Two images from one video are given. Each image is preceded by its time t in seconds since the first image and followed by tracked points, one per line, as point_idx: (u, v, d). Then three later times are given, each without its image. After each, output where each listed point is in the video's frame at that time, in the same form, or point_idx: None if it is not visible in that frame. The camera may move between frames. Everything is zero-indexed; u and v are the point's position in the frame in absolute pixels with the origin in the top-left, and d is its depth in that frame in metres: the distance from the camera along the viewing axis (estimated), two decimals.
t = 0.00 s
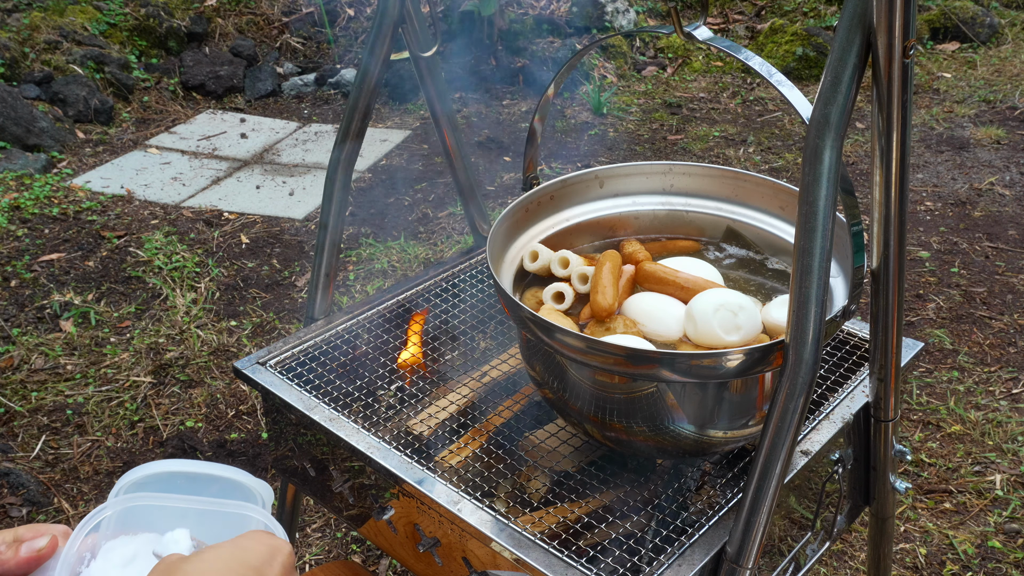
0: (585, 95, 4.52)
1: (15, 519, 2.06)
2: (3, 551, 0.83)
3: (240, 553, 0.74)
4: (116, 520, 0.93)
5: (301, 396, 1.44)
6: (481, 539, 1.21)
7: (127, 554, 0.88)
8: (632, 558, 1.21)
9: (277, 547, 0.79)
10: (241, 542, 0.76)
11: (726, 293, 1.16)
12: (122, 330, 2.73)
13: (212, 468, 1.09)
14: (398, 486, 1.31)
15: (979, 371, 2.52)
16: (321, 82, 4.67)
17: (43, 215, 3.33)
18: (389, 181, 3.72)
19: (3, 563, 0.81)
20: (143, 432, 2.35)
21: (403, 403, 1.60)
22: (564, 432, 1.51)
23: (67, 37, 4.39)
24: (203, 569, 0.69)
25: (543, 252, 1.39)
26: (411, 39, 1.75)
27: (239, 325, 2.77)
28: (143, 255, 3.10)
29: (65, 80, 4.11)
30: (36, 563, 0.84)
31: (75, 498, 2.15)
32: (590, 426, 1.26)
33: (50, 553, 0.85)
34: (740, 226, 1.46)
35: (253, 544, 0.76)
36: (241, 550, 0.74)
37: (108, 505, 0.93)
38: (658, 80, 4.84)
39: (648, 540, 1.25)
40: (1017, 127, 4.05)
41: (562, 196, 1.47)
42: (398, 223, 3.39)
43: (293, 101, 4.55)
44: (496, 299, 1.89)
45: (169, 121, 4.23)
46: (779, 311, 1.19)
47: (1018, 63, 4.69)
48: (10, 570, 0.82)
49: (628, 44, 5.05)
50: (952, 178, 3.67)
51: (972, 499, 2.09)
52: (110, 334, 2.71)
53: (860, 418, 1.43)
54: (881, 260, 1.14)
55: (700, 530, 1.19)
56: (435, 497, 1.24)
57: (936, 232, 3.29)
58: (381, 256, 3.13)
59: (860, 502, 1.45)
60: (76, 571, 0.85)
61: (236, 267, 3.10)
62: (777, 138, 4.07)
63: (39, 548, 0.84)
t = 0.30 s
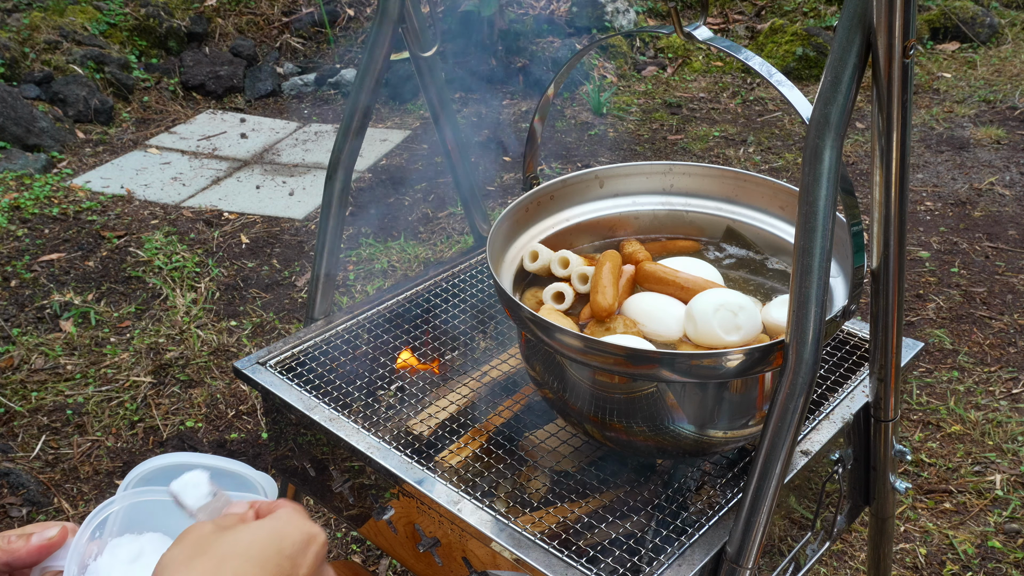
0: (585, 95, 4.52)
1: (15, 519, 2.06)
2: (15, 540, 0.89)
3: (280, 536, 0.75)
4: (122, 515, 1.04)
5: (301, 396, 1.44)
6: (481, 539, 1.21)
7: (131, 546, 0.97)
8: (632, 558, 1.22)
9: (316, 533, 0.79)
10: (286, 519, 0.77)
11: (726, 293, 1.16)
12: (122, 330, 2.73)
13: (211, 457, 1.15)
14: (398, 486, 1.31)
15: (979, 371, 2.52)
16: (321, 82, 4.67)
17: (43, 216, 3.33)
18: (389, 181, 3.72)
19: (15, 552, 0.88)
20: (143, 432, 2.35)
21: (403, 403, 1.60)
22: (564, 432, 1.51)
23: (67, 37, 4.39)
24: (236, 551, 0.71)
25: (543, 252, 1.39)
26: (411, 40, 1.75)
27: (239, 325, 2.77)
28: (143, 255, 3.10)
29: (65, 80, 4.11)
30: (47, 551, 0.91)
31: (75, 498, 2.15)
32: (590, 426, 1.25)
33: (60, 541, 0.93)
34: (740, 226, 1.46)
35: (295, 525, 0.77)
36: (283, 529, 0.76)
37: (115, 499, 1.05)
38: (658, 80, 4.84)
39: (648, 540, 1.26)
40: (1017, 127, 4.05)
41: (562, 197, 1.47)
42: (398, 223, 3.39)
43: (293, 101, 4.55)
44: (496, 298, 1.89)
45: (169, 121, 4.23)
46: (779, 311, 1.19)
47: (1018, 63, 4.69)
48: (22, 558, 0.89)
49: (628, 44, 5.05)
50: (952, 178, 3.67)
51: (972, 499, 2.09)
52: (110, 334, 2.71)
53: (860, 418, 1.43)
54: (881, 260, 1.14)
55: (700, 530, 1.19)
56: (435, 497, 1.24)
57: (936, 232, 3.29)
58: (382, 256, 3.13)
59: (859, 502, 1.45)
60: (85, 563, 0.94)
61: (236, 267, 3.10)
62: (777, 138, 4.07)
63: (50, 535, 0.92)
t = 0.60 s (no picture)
0: (585, 95, 4.52)
1: (15, 519, 2.06)
2: (15, 530, 1.01)
3: (382, 350, 0.72)
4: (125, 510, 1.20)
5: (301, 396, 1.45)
6: (481, 539, 1.21)
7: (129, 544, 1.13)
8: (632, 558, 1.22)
9: (424, 352, 0.74)
10: (398, 329, 0.74)
11: (726, 293, 1.16)
12: (122, 330, 2.73)
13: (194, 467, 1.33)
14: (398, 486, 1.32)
15: (979, 371, 2.52)
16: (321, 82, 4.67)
17: (43, 216, 3.33)
18: (389, 181, 3.72)
19: (14, 540, 1.00)
20: (143, 432, 2.35)
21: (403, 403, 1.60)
22: (565, 432, 1.51)
23: (67, 37, 4.39)
24: (336, 350, 0.71)
25: (543, 252, 1.39)
26: (410, 39, 1.75)
27: (239, 325, 2.77)
28: (143, 255, 3.10)
29: (65, 80, 4.11)
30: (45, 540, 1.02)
31: (75, 498, 2.15)
32: (591, 426, 1.25)
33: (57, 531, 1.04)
34: (740, 226, 1.46)
35: (406, 338, 0.73)
36: (390, 338, 0.73)
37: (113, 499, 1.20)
38: (658, 80, 4.84)
39: (648, 540, 1.26)
40: (1017, 127, 4.05)
41: (563, 197, 1.47)
42: (398, 223, 3.39)
43: (293, 101, 4.55)
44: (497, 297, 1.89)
45: (169, 121, 4.23)
46: (779, 311, 1.19)
47: (1018, 63, 4.69)
48: (21, 546, 1.00)
49: (628, 44, 5.05)
50: (952, 178, 3.67)
51: (972, 500, 2.09)
52: (110, 334, 2.71)
53: (860, 418, 1.43)
54: (881, 260, 1.13)
55: (700, 530, 1.19)
56: (435, 497, 1.26)
57: (936, 232, 3.29)
58: (381, 256, 3.13)
59: (860, 502, 1.45)
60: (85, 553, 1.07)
61: (236, 267, 3.10)
62: (777, 138, 4.07)
63: (47, 527, 1.03)
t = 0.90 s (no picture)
0: (585, 95, 4.52)
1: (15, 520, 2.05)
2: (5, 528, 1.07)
3: (596, 181, 0.79)
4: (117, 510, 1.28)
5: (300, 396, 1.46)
6: (481, 539, 1.21)
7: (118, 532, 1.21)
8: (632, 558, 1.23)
9: (633, 192, 0.80)
10: (607, 174, 0.80)
11: (726, 293, 1.16)
12: (122, 330, 2.73)
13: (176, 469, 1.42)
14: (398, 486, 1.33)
15: (979, 371, 2.52)
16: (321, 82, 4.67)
17: (43, 215, 3.33)
18: (388, 181, 3.73)
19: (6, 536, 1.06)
20: (143, 432, 2.35)
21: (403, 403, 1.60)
22: (564, 432, 1.51)
23: (67, 37, 4.40)
24: (551, 178, 0.79)
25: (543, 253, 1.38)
26: (410, 39, 1.76)
27: (239, 325, 2.77)
28: (143, 255, 3.10)
29: (65, 80, 4.11)
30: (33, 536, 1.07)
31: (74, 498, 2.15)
32: (591, 426, 1.26)
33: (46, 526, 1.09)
34: (740, 226, 1.46)
35: (613, 180, 0.80)
36: (598, 175, 0.80)
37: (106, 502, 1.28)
38: (658, 80, 4.84)
39: (647, 540, 1.26)
40: (1017, 127, 4.05)
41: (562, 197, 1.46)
42: (398, 223, 3.39)
43: (293, 101, 4.55)
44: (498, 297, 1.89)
45: (169, 121, 4.23)
46: (779, 311, 1.19)
47: (1018, 63, 4.69)
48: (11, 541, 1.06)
49: (628, 44, 5.06)
50: (952, 178, 3.67)
51: (972, 500, 2.09)
52: (110, 334, 2.71)
53: (860, 418, 1.44)
54: (881, 260, 1.13)
55: (700, 530, 1.19)
56: (435, 497, 1.26)
57: (936, 232, 3.29)
58: (381, 256, 3.13)
59: (860, 501, 1.45)
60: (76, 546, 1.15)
61: (237, 267, 3.10)
62: (777, 138, 4.07)
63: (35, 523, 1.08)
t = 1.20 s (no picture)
0: (585, 95, 4.52)
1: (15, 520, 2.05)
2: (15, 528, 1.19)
3: (610, 151, 0.91)
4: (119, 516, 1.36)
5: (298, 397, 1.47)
6: (480, 539, 1.21)
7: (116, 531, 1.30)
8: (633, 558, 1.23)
9: (643, 154, 0.91)
10: (620, 143, 0.92)
11: (726, 293, 1.16)
12: (122, 330, 2.73)
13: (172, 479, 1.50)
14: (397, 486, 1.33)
15: (979, 371, 2.52)
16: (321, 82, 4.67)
17: (43, 216, 3.33)
18: (388, 181, 3.73)
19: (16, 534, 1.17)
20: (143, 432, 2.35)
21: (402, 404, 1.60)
22: (564, 432, 1.51)
23: (67, 37, 4.40)
24: (571, 156, 0.91)
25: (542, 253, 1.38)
26: (410, 39, 1.76)
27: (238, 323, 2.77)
28: (143, 255, 3.10)
29: (65, 80, 4.11)
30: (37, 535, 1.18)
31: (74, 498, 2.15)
32: (591, 426, 1.26)
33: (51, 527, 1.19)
34: (739, 226, 1.46)
35: (628, 146, 0.92)
36: (613, 146, 0.92)
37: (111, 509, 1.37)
38: (658, 80, 4.84)
39: (647, 540, 1.26)
40: (1017, 127, 4.05)
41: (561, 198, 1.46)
42: (398, 223, 3.39)
43: (293, 101, 4.55)
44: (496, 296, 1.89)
45: (169, 121, 4.23)
46: (779, 311, 1.19)
47: (1018, 63, 4.69)
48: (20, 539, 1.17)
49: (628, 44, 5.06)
50: (952, 178, 3.67)
51: (972, 500, 2.09)
52: (110, 334, 2.71)
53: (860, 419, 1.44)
54: (881, 260, 1.13)
55: (700, 530, 1.19)
56: (435, 497, 1.26)
57: (936, 232, 3.29)
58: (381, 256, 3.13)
59: (860, 501, 1.45)
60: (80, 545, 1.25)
61: (237, 267, 3.10)
62: (777, 138, 4.06)
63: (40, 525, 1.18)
